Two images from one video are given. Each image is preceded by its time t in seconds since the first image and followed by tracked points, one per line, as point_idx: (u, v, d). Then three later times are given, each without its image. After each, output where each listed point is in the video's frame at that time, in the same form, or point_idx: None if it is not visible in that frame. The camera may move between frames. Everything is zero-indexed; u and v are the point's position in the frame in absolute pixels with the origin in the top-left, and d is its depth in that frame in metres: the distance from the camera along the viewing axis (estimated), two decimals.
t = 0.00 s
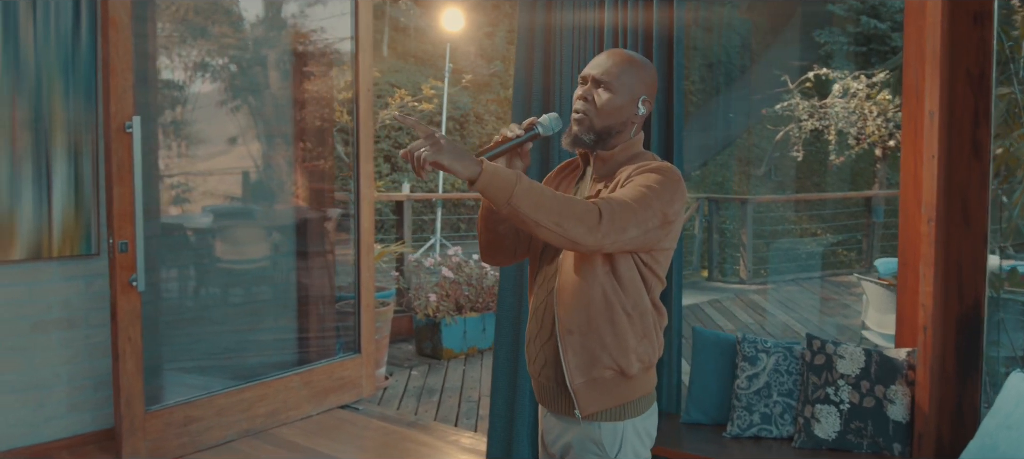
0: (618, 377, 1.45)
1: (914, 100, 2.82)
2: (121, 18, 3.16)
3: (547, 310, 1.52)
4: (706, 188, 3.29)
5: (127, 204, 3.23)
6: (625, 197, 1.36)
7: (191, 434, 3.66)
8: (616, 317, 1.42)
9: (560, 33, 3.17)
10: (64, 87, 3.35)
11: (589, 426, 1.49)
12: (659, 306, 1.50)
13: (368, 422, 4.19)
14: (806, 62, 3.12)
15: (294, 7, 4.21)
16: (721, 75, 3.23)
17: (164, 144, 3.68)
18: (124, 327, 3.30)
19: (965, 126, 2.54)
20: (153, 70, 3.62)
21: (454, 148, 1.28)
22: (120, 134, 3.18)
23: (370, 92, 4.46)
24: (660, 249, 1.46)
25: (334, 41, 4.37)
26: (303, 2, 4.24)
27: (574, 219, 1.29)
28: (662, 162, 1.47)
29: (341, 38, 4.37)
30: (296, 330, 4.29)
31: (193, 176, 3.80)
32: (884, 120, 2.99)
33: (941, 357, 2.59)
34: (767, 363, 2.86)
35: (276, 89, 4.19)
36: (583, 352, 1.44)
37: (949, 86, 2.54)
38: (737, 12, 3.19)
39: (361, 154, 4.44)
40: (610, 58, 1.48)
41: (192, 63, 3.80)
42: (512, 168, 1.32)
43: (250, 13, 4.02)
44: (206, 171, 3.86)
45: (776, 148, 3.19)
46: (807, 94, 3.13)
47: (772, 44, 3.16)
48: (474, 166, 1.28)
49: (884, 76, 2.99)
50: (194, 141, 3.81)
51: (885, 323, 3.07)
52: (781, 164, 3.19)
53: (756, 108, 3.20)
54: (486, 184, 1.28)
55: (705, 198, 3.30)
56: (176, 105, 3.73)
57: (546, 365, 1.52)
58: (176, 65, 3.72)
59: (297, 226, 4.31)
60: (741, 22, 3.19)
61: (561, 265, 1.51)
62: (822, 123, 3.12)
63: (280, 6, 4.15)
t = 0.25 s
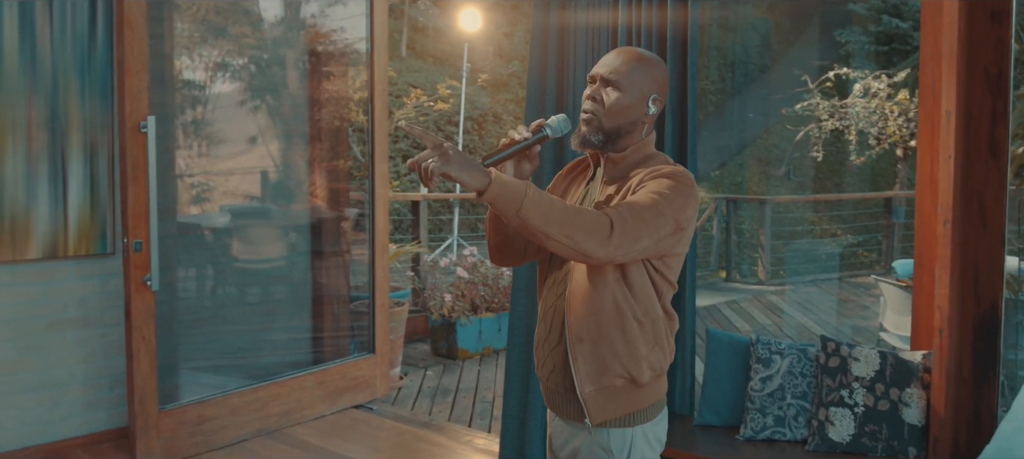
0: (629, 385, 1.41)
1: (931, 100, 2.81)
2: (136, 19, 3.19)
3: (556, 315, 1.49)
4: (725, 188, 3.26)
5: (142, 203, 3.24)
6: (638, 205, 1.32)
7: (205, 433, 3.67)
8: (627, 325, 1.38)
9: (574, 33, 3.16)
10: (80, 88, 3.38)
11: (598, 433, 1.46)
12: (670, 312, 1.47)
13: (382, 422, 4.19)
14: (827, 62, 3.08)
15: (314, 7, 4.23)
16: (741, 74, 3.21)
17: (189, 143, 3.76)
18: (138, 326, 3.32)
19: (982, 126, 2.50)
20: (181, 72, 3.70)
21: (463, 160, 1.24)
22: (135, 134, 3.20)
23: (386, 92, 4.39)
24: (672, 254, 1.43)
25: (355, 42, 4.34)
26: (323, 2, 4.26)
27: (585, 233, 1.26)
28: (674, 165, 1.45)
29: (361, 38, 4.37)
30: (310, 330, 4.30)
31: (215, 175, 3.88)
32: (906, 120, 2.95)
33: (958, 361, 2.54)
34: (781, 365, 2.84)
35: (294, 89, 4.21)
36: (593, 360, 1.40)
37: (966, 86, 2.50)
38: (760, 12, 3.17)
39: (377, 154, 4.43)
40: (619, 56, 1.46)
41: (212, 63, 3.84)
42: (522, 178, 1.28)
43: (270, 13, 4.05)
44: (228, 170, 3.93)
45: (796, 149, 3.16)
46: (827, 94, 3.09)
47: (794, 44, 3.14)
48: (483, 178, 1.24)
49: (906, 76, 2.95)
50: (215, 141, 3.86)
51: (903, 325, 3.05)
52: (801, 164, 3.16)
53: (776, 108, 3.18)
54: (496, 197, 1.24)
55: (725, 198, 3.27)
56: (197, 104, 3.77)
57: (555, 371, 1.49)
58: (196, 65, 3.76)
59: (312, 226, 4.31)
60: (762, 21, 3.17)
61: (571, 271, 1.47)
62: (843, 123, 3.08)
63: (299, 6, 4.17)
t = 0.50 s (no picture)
0: (632, 391, 1.39)
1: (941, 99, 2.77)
2: (144, 18, 3.19)
3: (559, 319, 1.47)
4: (737, 188, 3.27)
5: (149, 203, 3.25)
6: (642, 213, 1.28)
7: (212, 432, 3.68)
8: (630, 332, 1.36)
9: (581, 33, 3.08)
10: (88, 87, 3.38)
11: (599, 438, 1.44)
12: (674, 317, 1.44)
13: (390, 422, 4.18)
14: (840, 62, 3.12)
15: (328, 6, 4.23)
16: (755, 74, 3.22)
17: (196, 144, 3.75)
18: (146, 325, 3.33)
19: (993, 124, 2.47)
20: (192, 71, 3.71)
21: (460, 177, 1.21)
22: (142, 133, 3.20)
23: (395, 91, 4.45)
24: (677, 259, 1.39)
25: (367, 41, 4.37)
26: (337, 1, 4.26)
27: (588, 247, 1.22)
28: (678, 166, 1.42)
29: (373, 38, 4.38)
30: (319, 329, 4.29)
31: (227, 175, 3.88)
32: (920, 120, 2.97)
33: (968, 363, 2.51)
34: (789, 366, 2.81)
35: (307, 89, 4.21)
36: (596, 366, 1.38)
37: (978, 85, 2.47)
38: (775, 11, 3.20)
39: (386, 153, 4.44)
40: (622, 53, 1.44)
41: (226, 63, 3.85)
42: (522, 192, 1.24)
43: (283, 12, 4.06)
44: (242, 170, 3.95)
45: (810, 148, 3.19)
46: (841, 93, 3.13)
47: (808, 42, 3.16)
48: (483, 194, 1.20)
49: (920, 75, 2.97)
50: (228, 140, 3.88)
51: (914, 327, 3.07)
52: (814, 164, 3.19)
53: (790, 107, 3.21)
54: (496, 214, 1.21)
55: (738, 198, 3.28)
56: (211, 104, 3.80)
57: (556, 375, 1.47)
58: (210, 65, 3.79)
59: (321, 226, 4.31)
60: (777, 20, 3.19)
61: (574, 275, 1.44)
62: (857, 122, 3.12)
63: (313, 5, 4.18)
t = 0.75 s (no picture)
0: (630, 399, 1.37)
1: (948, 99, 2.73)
2: (148, 17, 3.19)
3: (555, 324, 1.44)
4: (749, 188, 3.30)
5: (153, 202, 3.25)
6: (641, 223, 1.25)
7: (217, 433, 3.67)
8: (629, 340, 1.33)
9: (586, 32, 3.03)
10: (92, 86, 3.38)
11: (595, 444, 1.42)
12: (674, 323, 1.42)
13: (395, 423, 4.17)
14: (851, 61, 3.20)
15: (340, 5, 4.23)
16: (767, 74, 3.25)
17: (210, 143, 3.79)
18: (150, 325, 3.33)
19: (1002, 125, 2.44)
20: (199, 70, 3.70)
21: (457, 192, 1.19)
22: (146, 132, 3.20)
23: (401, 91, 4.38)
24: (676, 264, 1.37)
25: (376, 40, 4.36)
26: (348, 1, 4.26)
27: (587, 263, 1.20)
28: (677, 169, 1.39)
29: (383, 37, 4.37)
30: (325, 330, 4.28)
31: (242, 174, 3.92)
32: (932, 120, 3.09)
33: (976, 366, 2.48)
34: (795, 369, 2.79)
35: (315, 88, 4.22)
36: (593, 374, 1.36)
37: (986, 84, 2.44)
38: (787, 10, 3.24)
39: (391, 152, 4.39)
40: (619, 53, 1.41)
41: (236, 62, 3.87)
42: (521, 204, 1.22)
43: (294, 10, 4.07)
44: (253, 170, 3.97)
45: (821, 148, 3.25)
46: (853, 93, 3.21)
47: (819, 43, 3.22)
48: (479, 211, 1.18)
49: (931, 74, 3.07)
50: (239, 139, 3.90)
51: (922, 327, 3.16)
52: (825, 164, 3.25)
53: (801, 106, 3.25)
54: (493, 229, 1.18)
55: (748, 198, 3.30)
56: (223, 103, 3.83)
57: (553, 380, 1.44)
58: (222, 65, 3.81)
59: (326, 226, 4.30)
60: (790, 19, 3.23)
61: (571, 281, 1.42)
62: (869, 122, 3.21)
63: (323, 5, 4.18)
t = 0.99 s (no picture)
0: (629, 409, 1.34)
1: (959, 99, 2.68)
2: (153, 17, 3.18)
3: (553, 330, 1.42)
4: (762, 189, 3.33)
5: (158, 203, 3.24)
6: (640, 233, 1.22)
7: (222, 434, 3.66)
8: (628, 350, 1.31)
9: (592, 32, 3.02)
10: (98, 86, 3.38)
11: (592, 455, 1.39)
12: (674, 332, 1.39)
13: (401, 425, 4.14)
14: (865, 60, 3.17)
15: (353, 5, 4.23)
16: (780, 73, 3.27)
17: (221, 143, 3.80)
18: (154, 326, 3.32)
19: (1013, 124, 2.40)
20: (210, 70, 3.72)
21: (453, 211, 1.15)
22: (150, 133, 3.19)
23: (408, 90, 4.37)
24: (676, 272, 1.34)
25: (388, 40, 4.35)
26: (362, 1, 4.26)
27: (585, 278, 1.17)
28: (677, 173, 1.36)
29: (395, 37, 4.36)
30: (331, 330, 4.27)
31: (254, 174, 3.93)
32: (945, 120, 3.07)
33: (987, 370, 2.43)
34: (803, 372, 2.77)
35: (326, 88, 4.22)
36: (591, 383, 1.33)
37: (997, 83, 2.40)
38: (799, 8, 3.25)
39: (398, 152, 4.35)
40: (618, 53, 1.38)
41: (248, 61, 3.87)
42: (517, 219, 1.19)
43: (306, 10, 4.08)
44: (267, 169, 3.98)
45: (835, 148, 3.22)
46: (867, 92, 3.17)
47: (833, 42, 3.21)
48: (473, 228, 1.15)
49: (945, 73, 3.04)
50: (252, 140, 3.92)
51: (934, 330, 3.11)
52: (838, 164, 3.23)
53: (814, 106, 3.23)
54: (488, 247, 1.16)
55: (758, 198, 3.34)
56: (235, 103, 3.84)
57: (550, 388, 1.42)
58: (235, 65, 3.83)
59: (333, 227, 4.28)
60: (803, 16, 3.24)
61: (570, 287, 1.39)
62: (882, 122, 3.16)
63: (334, 5, 4.18)
